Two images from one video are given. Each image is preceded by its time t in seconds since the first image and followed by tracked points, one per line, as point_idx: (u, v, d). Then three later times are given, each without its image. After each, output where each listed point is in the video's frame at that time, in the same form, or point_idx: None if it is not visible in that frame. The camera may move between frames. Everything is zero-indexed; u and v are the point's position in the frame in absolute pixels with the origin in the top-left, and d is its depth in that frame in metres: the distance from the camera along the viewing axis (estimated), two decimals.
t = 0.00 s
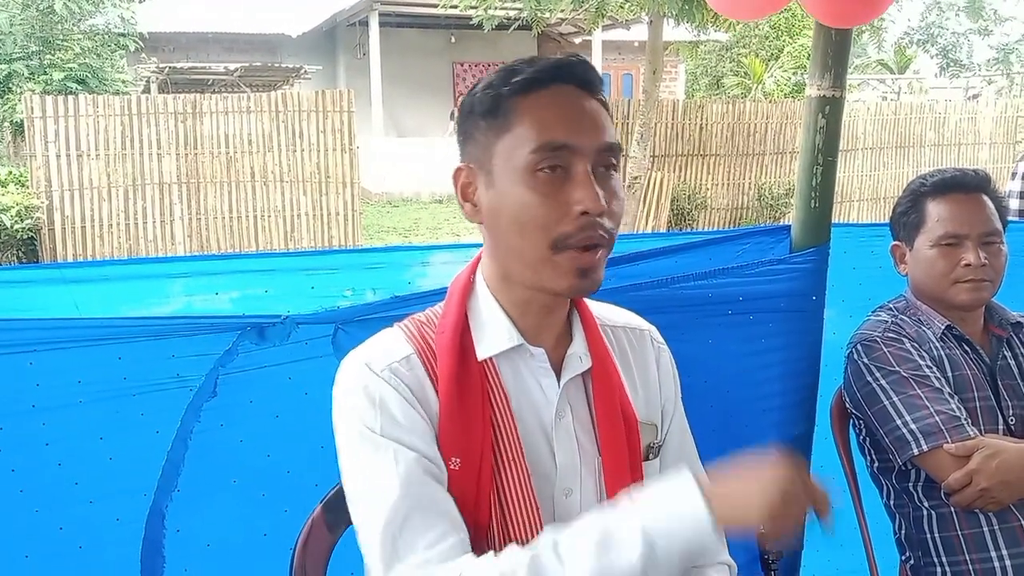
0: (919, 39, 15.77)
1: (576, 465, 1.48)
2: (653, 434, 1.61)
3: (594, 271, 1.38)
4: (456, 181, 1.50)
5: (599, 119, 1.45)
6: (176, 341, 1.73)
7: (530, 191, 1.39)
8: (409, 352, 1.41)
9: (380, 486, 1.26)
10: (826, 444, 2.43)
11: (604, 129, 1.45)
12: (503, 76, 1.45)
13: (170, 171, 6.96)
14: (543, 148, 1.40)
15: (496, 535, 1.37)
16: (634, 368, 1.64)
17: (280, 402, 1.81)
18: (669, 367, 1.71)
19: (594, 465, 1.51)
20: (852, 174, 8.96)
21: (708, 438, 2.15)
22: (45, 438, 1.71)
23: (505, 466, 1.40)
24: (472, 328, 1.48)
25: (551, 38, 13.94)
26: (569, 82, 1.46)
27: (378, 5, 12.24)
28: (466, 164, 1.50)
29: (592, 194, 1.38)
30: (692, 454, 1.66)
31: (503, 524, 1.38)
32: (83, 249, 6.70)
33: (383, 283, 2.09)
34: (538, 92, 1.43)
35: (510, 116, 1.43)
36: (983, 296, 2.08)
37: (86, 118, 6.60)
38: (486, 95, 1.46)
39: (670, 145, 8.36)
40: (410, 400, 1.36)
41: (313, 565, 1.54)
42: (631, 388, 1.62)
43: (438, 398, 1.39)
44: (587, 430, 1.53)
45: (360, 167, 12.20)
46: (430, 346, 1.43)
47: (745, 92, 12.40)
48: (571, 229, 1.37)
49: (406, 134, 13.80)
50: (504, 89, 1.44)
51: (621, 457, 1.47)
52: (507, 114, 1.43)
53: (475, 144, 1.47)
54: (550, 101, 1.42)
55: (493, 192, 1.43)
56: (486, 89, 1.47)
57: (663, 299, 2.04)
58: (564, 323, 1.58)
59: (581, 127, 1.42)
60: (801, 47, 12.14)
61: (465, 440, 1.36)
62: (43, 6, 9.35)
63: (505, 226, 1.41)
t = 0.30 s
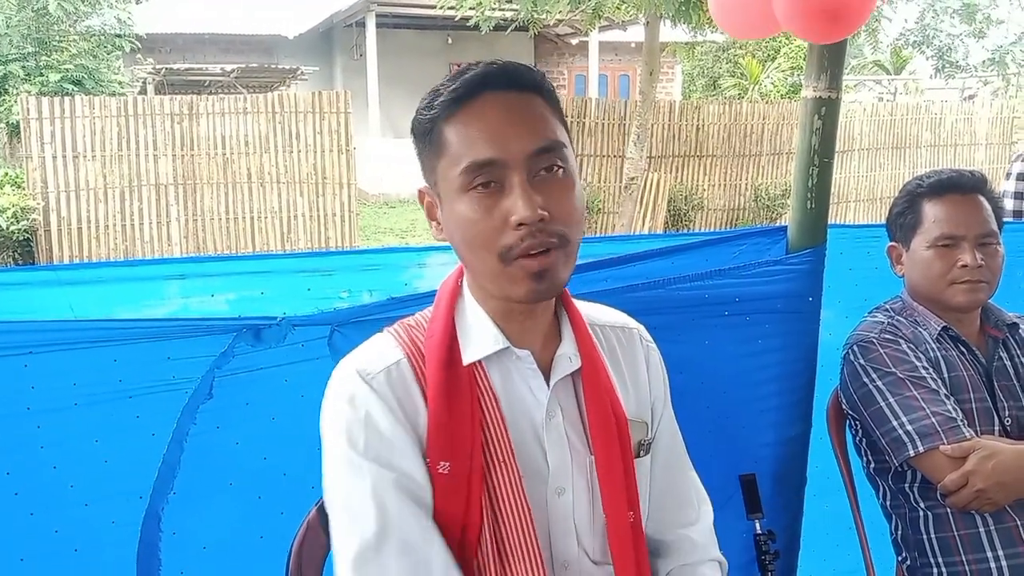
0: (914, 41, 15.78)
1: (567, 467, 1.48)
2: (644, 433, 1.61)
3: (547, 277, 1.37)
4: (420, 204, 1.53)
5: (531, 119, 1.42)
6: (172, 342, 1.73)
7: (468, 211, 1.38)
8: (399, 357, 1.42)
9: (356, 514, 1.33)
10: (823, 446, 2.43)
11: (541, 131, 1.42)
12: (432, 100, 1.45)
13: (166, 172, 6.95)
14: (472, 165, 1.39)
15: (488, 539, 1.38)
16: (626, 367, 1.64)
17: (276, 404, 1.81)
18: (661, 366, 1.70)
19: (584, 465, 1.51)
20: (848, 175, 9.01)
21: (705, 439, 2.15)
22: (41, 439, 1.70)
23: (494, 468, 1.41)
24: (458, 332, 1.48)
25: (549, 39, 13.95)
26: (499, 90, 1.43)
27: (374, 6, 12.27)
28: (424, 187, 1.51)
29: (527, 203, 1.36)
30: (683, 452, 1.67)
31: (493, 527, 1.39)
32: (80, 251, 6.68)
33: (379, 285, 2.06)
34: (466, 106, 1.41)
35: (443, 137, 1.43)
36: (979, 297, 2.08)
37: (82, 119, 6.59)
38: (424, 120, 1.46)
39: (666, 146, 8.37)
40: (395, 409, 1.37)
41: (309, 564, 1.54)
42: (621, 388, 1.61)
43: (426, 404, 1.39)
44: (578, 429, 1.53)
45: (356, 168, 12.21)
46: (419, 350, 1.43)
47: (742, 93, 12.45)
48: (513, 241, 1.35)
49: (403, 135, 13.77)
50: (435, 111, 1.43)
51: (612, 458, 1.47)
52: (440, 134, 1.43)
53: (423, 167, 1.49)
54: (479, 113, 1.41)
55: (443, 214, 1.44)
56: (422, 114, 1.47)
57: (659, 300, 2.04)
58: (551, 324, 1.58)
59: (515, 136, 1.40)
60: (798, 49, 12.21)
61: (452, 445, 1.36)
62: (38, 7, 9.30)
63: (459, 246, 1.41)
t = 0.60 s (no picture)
0: (918, 42, 15.74)
1: (559, 469, 1.48)
2: (643, 434, 1.59)
3: (527, 301, 1.39)
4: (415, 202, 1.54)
5: (530, 137, 1.41)
6: (176, 344, 1.73)
7: (454, 227, 1.39)
8: (384, 361, 1.42)
9: (317, 503, 1.30)
10: (826, 447, 2.42)
11: (536, 153, 1.40)
12: (432, 106, 1.45)
13: (169, 173, 6.95)
14: (462, 179, 1.39)
15: (475, 542, 1.37)
16: (622, 369, 1.64)
17: (279, 406, 1.81)
18: (661, 366, 1.69)
19: (577, 468, 1.51)
20: (851, 177, 8.98)
21: (708, 441, 2.15)
22: (44, 441, 1.70)
23: (481, 471, 1.41)
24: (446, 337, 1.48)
25: (551, 40, 13.94)
26: (498, 105, 1.42)
27: (377, 7, 12.24)
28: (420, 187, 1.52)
29: (512, 227, 1.35)
30: (687, 454, 1.66)
31: (482, 530, 1.38)
32: (82, 251, 6.70)
33: (382, 286, 2.08)
34: (463, 119, 1.41)
35: (436, 146, 1.43)
36: (983, 300, 2.07)
37: (85, 120, 6.59)
38: (422, 123, 1.47)
39: (668, 147, 8.36)
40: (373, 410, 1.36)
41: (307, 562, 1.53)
42: (617, 390, 1.62)
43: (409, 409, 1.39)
44: (570, 433, 1.53)
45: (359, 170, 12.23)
46: (406, 354, 1.43)
47: (745, 95, 12.45)
48: (495, 263, 1.36)
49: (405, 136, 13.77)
50: (432, 118, 1.44)
51: (605, 460, 1.47)
52: (435, 143, 1.43)
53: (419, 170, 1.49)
54: (475, 128, 1.40)
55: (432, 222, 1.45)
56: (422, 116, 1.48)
57: (662, 302, 2.04)
58: (542, 329, 1.58)
59: (509, 156, 1.38)
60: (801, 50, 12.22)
61: (438, 449, 1.36)
62: (41, 8, 9.30)
63: (444, 257, 1.43)
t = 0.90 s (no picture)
0: (918, 45, 15.74)
1: (561, 480, 1.48)
2: (644, 443, 1.60)
3: (531, 297, 1.37)
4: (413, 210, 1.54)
5: (526, 137, 1.41)
6: (174, 351, 1.73)
7: (455, 228, 1.39)
8: (386, 374, 1.42)
9: (335, 542, 1.33)
10: (826, 451, 2.42)
11: (534, 150, 1.41)
12: (427, 109, 1.46)
13: (169, 179, 6.96)
14: (460, 180, 1.39)
15: (478, 556, 1.38)
16: (625, 375, 1.63)
17: (279, 413, 1.81)
18: (663, 372, 1.69)
19: (579, 479, 1.51)
20: (851, 181, 8.98)
21: (708, 446, 2.15)
22: (43, 449, 1.70)
23: (484, 483, 1.41)
24: (448, 345, 1.47)
25: (551, 46, 13.96)
26: (495, 104, 1.43)
27: (377, 13, 12.25)
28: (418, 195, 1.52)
29: (514, 225, 1.35)
30: (687, 460, 1.66)
31: (483, 542, 1.39)
32: (83, 258, 6.71)
33: (382, 292, 2.09)
34: (460, 119, 1.42)
35: (435, 147, 1.43)
36: (982, 304, 2.07)
37: (85, 127, 6.60)
38: (419, 128, 1.47)
39: (668, 152, 8.37)
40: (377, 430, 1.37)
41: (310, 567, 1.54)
42: (620, 397, 1.62)
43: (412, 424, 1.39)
44: (572, 441, 1.53)
45: (359, 176, 12.27)
46: (408, 365, 1.43)
47: (744, 100, 12.47)
48: (498, 261, 1.36)
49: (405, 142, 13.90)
50: (428, 121, 1.45)
51: (607, 471, 1.47)
52: (433, 145, 1.43)
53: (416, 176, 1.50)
54: (472, 127, 1.40)
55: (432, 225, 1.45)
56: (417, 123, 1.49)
57: (662, 307, 2.04)
58: (544, 336, 1.57)
59: (506, 155, 1.39)
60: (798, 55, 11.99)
61: (440, 464, 1.36)
62: (41, 16, 9.36)
63: (446, 259, 1.42)
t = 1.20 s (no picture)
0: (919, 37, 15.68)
1: (562, 470, 1.48)
2: (646, 433, 1.60)
3: (515, 268, 1.37)
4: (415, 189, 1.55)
5: (524, 118, 1.41)
6: (173, 345, 1.72)
7: (446, 199, 1.39)
8: (386, 363, 1.41)
9: (326, 527, 1.33)
10: (826, 444, 2.42)
11: (529, 129, 1.40)
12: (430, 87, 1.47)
13: (168, 174, 6.95)
14: (454, 153, 1.39)
15: (478, 544, 1.37)
16: (626, 364, 1.63)
17: (278, 407, 1.81)
18: (665, 362, 1.68)
19: (580, 468, 1.51)
20: (851, 175, 8.97)
21: (708, 440, 2.15)
22: (41, 443, 1.70)
23: (484, 472, 1.41)
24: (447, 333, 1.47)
25: (550, 39, 13.92)
26: (495, 82, 1.43)
27: (375, 7, 12.23)
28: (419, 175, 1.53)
29: (502, 197, 1.35)
30: (688, 451, 1.65)
31: (483, 530, 1.39)
32: (82, 253, 6.69)
33: (382, 286, 2.07)
34: (459, 95, 1.42)
35: (432, 122, 1.44)
36: (983, 297, 2.07)
37: (84, 121, 6.59)
38: (422, 106, 1.48)
39: (668, 146, 8.36)
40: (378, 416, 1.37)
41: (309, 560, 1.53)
42: (621, 387, 1.61)
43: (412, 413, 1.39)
44: (573, 431, 1.53)
45: (360, 171, 12.22)
46: (408, 354, 1.42)
47: (744, 93, 12.45)
48: (484, 231, 1.35)
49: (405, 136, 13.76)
50: (429, 97, 1.45)
51: (608, 459, 1.47)
52: (431, 120, 1.44)
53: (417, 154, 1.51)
54: (470, 103, 1.40)
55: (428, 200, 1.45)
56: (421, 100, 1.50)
57: (662, 300, 2.04)
58: (544, 324, 1.57)
59: (500, 130, 1.39)
60: (799, 49, 12.36)
61: (440, 453, 1.36)
62: (39, 11, 9.29)
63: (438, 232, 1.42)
